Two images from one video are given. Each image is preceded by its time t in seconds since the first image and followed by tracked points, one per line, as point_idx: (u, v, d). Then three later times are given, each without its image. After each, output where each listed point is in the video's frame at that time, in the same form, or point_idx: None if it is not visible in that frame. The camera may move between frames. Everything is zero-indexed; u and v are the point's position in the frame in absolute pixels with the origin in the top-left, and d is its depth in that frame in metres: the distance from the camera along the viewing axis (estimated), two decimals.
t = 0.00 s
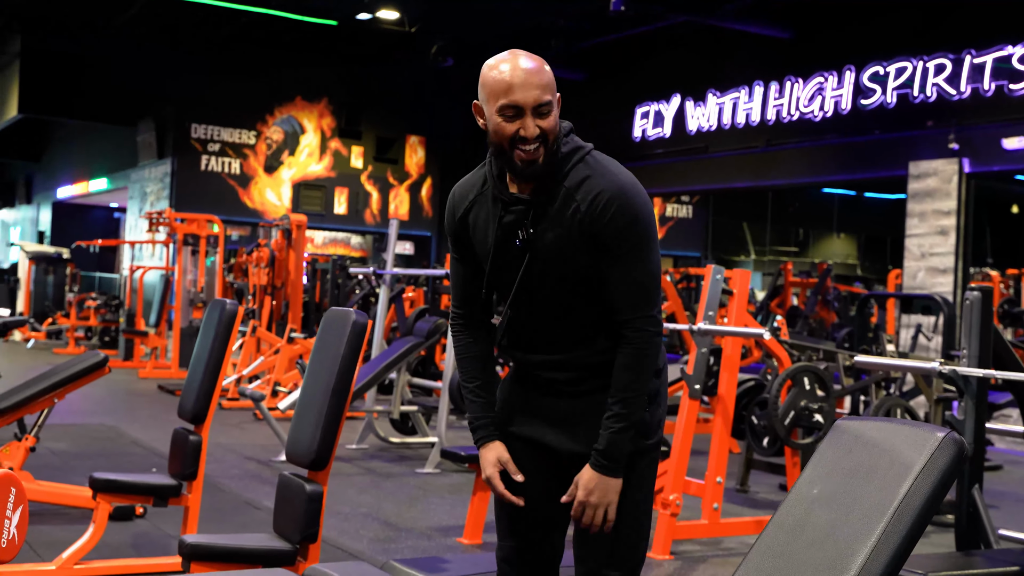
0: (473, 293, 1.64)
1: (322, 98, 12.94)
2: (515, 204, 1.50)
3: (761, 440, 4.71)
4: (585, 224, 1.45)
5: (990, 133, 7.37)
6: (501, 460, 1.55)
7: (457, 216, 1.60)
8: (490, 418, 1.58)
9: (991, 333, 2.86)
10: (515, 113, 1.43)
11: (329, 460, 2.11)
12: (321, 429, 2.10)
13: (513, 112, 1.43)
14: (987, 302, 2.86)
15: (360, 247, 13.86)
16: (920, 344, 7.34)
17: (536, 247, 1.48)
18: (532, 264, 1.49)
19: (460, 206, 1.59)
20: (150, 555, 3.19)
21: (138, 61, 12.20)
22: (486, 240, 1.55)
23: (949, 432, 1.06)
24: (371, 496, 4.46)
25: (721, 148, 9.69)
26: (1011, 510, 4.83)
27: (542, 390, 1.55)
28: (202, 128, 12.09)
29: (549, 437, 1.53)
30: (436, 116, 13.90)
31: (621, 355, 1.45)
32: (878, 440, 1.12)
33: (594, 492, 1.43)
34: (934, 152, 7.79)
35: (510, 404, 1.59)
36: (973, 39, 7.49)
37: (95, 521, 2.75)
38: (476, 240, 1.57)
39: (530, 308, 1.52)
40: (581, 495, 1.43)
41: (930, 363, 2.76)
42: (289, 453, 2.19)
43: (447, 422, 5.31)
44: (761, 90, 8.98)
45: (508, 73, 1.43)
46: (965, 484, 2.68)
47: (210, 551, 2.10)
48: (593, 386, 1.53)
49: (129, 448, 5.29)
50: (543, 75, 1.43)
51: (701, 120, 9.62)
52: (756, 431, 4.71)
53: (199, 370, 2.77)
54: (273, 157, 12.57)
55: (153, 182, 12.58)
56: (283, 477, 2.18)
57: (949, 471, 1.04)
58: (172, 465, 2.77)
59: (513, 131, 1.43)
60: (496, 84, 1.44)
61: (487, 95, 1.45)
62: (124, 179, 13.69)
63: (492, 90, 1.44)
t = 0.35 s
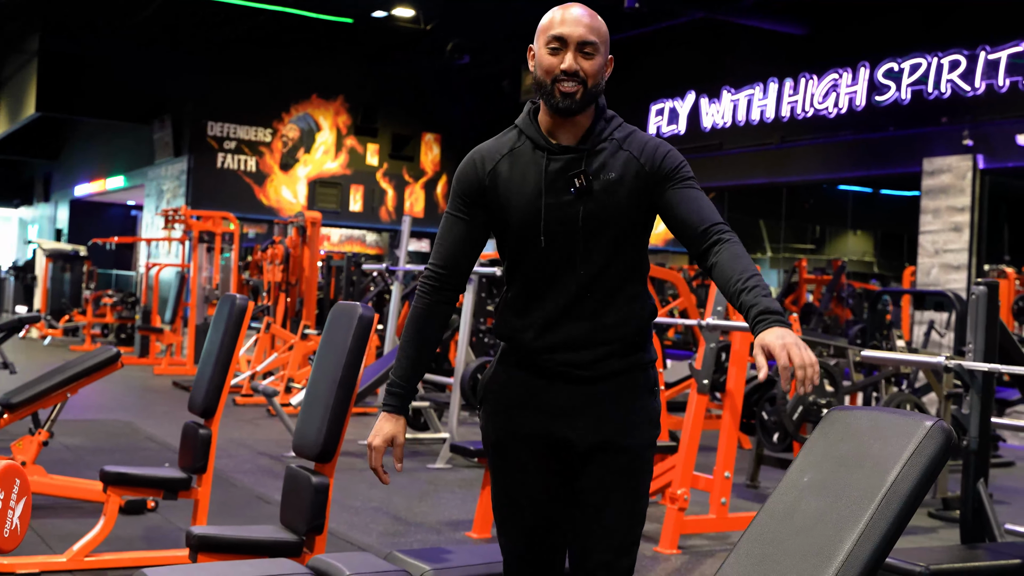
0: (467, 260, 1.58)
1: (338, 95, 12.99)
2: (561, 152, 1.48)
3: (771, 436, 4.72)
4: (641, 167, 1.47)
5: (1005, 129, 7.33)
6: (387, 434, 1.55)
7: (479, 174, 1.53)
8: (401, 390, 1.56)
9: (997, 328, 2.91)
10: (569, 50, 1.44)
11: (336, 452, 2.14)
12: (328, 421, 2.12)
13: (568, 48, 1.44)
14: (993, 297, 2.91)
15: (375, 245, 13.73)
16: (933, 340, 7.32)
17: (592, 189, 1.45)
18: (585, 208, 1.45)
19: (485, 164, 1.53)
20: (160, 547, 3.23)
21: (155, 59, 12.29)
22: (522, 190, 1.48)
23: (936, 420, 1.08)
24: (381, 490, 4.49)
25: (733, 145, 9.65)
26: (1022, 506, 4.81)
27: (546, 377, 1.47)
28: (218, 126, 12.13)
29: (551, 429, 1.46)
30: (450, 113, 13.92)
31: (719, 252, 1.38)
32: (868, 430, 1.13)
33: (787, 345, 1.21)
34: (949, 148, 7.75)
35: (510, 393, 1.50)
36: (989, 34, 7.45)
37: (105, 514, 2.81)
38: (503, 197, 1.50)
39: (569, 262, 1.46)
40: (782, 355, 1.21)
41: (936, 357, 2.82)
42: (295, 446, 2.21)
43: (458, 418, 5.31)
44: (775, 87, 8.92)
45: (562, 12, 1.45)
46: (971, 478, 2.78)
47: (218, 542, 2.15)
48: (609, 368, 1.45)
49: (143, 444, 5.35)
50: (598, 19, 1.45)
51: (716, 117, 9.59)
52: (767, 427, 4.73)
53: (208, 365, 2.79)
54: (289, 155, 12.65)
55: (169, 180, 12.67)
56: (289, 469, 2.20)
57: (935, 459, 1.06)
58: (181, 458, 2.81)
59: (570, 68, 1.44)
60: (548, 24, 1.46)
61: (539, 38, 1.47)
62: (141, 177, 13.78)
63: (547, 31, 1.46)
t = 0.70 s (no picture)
0: (477, 275, 1.57)
1: (314, 113, 12.97)
2: (557, 165, 1.49)
3: (745, 452, 4.82)
4: (635, 181, 1.48)
5: (975, 145, 7.46)
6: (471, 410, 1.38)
7: (476, 189, 1.55)
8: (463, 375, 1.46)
9: (963, 342, 2.95)
10: (579, 77, 1.43)
11: (305, 468, 2.14)
12: (296, 438, 2.13)
13: (571, 69, 1.43)
14: (959, 311, 2.94)
15: (352, 262, 13.52)
16: (907, 355, 7.41)
17: (584, 199, 1.46)
18: (578, 218, 1.46)
19: (484, 177, 1.55)
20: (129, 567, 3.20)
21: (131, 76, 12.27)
22: (518, 203, 1.49)
23: (888, 436, 1.09)
24: (355, 508, 4.47)
25: (708, 161, 9.74)
26: (992, 520, 4.85)
27: (538, 397, 1.46)
28: (194, 144, 12.10)
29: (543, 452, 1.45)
30: (427, 131, 13.94)
31: (702, 273, 1.35)
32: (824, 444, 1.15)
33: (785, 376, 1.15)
34: (921, 165, 7.86)
35: (502, 411, 1.49)
36: (958, 53, 7.58)
37: (73, 536, 2.72)
38: (498, 210, 1.51)
39: (561, 274, 1.46)
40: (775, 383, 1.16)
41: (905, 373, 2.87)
42: (264, 464, 2.21)
43: (433, 435, 5.31)
44: (749, 104, 9.00)
45: (564, 34, 1.44)
46: (939, 491, 2.82)
47: (184, 562, 2.09)
48: (604, 387, 1.45)
49: (116, 462, 5.31)
50: (602, 40, 1.45)
51: (691, 135, 9.60)
52: (739, 442, 4.91)
53: (178, 383, 2.79)
54: (265, 173, 12.60)
55: (144, 198, 12.61)
56: (258, 487, 2.21)
57: (888, 474, 1.07)
58: (151, 477, 2.79)
59: (571, 89, 1.44)
60: (549, 44, 1.45)
61: (539, 57, 1.47)
62: (116, 195, 13.71)
63: (546, 50, 1.46)
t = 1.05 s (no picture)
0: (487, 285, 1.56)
1: (308, 117, 12.97)
2: (563, 170, 1.48)
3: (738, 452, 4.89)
4: (644, 186, 1.46)
5: (968, 145, 7.48)
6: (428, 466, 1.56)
7: (483, 196, 1.54)
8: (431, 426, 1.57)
9: (953, 342, 2.97)
10: (575, 71, 1.43)
11: (295, 472, 2.15)
12: (286, 441, 2.13)
13: (573, 70, 1.43)
14: (949, 311, 2.96)
15: (348, 266, 13.37)
16: (902, 354, 7.42)
17: (590, 204, 1.44)
18: (585, 224, 1.44)
19: (489, 184, 1.54)
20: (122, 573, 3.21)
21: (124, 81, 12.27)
22: (525, 211, 1.48)
23: (868, 434, 1.10)
24: (350, 512, 4.48)
25: (702, 162, 9.77)
26: (987, 519, 4.86)
27: (548, 405, 1.45)
28: (188, 149, 12.10)
29: (553, 459, 1.43)
30: (421, 134, 13.95)
31: (710, 290, 1.33)
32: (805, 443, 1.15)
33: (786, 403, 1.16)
34: (914, 164, 7.88)
35: (513, 419, 1.48)
36: (948, 52, 7.62)
37: (65, 541, 2.71)
38: (506, 217, 1.50)
39: (569, 281, 1.44)
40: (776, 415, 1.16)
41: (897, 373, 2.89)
42: (254, 468, 2.22)
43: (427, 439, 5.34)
44: (743, 105, 9.14)
45: (565, 32, 1.44)
46: (930, 491, 2.83)
47: (175, 568, 2.09)
48: (614, 396, 1.43)
49: (113, 468, 5.32)
50: (603, 38, 1.44)
51: (685, 136, 9.74)
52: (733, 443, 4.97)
53: (170, 388, 2.79)
54: (260, 177, 12.60)
55: (139, 203, 12.61)
56: (249, 491, 2.22)
57: (867, 473, 1.08)
58: (143, 482, 2.79)
59: (573, 90, 1.43)
60: (553, 45, 1.44)
61: (542, 59, 1.46)
62: (111, 201, 13.70)
63: (549, 50, 1.45)
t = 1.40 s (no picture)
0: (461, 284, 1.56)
1: (287, 118, 12.93)
2: (540, 171, 1.49)
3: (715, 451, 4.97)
4: (621, 190, 1.48)
5: (944, 145, 7.55)
6: (422, 462, 1.47)
7: (459, 194, 1.54)
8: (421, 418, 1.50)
9: (924, 340, 3.01)
10: (553, 68, 1.44)
11: (267, 473, 2.15)
12: (257, 441, 2.13)
13: (553, 70, 1.44)
14: (920, 309, 3.01)
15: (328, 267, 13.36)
16: (877, 353, 7.50)
17: (567, 204, 1.46)
18: (562, 223, 1.45)
19: (465, 181, 1.54)
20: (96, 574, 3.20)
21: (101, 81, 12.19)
22: (501, 209, 1.48)
23: (827, 430, 1.12)
24: (326, 513, 4.48)
25: (681, 162, 9.82)
26: (959, 515, 4.93)
27: (521, 407, 1.45)
28: (166, 150, 12.03)
29: (529, 462, 1.44)
30: (401, 134, 13.93)
31: (685, 295, 1.36)
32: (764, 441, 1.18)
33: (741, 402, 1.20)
34: (890, 164, 7.95)
35: (485, 421, 1.48)
36: (924, 53, 7.71)
37: (38, 544, 2.69)
38: (482, 215, 1.50)
39: (545, 280, 1.45)
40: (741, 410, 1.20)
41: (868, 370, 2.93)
42: (226, 468, 2.22)
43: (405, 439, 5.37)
44: (721, 105, 9.20)
45: (545, 32, 1.45)
46: (901, 487, 2.87)
47: (146, 568, 2.10)
48: (588, 396, 1.45)
49: (90, 470, 5.30)
50: (582, 37, 1.45)
51: (663, 135, 9.79)
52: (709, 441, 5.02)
53: (143, 387, 2.78)
54: (238, 178, 12.55)
55: (117, 204, 12.53)
56: (220, 492, 2.22)
57: (826, 468, 1.10)
58: (117, 483, 2.78)
59: (554, 89, 1.44)
60: (535, 43, 1.46)
61: (523, 58, 1.47)
62: (88, 202, 13.60)
63: (531, 48, 1.46)
